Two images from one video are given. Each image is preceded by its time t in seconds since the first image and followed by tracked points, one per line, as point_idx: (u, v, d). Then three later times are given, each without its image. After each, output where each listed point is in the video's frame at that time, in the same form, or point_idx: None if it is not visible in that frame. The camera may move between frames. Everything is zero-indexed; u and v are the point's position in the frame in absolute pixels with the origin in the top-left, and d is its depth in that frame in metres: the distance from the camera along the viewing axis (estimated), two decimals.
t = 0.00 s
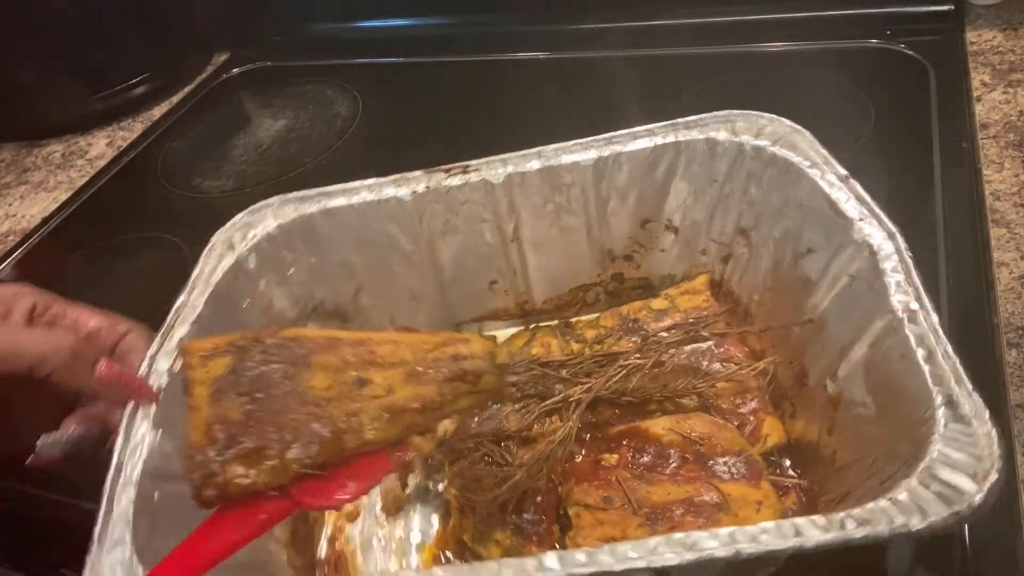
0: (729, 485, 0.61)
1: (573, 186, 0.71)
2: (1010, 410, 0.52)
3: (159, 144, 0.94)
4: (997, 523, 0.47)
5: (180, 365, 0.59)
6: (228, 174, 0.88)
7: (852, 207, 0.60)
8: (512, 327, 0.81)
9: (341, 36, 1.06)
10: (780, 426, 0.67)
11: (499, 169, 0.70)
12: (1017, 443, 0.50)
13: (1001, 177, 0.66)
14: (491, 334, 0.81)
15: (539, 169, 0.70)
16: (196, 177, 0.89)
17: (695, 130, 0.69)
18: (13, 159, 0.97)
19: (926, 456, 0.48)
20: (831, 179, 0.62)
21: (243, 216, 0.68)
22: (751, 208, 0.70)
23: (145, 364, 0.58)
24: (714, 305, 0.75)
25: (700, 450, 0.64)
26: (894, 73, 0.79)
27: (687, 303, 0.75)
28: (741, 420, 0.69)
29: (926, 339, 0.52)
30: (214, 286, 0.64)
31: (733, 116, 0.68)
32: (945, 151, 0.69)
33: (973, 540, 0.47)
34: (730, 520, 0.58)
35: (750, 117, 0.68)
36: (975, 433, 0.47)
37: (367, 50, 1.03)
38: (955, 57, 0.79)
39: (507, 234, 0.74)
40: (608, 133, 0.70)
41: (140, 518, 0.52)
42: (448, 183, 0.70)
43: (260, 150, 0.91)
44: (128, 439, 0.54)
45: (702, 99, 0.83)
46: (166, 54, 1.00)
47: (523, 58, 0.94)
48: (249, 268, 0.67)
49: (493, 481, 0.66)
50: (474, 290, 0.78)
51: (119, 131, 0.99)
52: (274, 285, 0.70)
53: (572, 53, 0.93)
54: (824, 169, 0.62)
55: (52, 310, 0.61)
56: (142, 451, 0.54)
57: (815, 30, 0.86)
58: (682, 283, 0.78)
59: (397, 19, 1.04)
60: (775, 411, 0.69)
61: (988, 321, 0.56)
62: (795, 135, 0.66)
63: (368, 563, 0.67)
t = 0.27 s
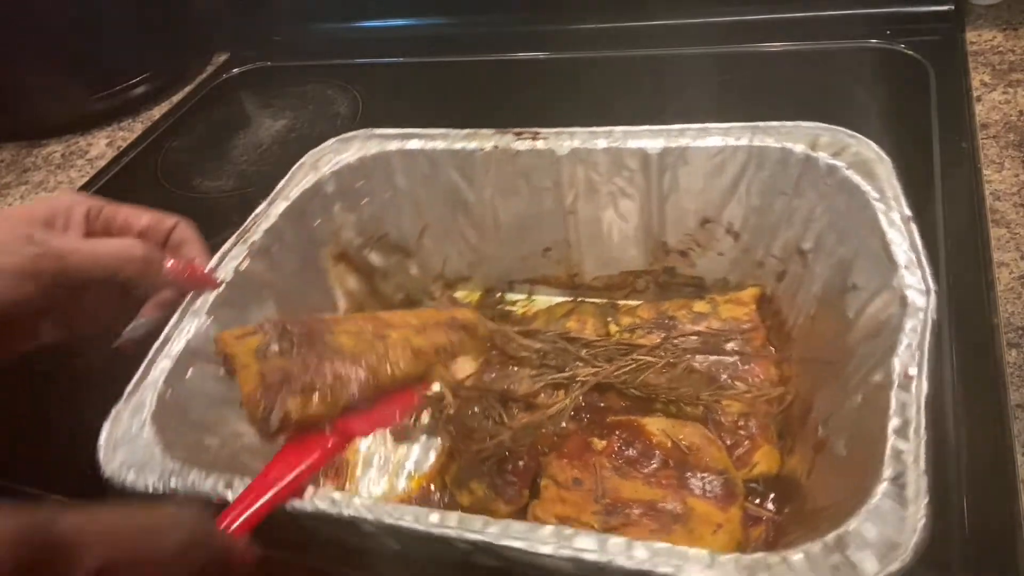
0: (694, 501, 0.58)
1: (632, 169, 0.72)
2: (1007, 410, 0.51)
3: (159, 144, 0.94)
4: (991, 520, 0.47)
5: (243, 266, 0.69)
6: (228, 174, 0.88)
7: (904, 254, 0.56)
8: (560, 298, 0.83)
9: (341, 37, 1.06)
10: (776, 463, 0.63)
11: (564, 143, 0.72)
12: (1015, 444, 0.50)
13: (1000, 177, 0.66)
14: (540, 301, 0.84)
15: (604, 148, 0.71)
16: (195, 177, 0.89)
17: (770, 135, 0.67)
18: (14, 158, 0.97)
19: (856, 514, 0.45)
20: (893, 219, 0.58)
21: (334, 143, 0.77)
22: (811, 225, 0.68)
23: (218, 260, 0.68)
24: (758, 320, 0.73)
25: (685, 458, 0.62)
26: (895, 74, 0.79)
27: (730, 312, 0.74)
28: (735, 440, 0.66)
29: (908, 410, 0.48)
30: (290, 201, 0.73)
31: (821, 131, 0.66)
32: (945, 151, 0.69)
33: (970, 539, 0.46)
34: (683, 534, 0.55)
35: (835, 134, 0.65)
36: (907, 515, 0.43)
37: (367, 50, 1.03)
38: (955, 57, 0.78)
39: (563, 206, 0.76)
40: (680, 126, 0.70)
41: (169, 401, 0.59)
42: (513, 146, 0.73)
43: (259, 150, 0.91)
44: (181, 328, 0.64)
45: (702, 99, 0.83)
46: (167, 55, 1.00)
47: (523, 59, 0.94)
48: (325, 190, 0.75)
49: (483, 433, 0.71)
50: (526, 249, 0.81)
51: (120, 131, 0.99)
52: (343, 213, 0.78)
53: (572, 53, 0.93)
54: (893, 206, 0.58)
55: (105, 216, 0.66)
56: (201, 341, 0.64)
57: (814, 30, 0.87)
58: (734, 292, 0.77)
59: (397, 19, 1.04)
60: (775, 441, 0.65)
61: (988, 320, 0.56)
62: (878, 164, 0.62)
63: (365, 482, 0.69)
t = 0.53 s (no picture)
0: (681, 500, 0.59)
1: (647, 169, 0.73)
2: (1006, 408, 0.52)
3: (159, 144, 0.94)
4: (988, 523, 0.47)
5: (268, 247, 0.72)
6: (228, 174, 0.88)
7: (909, 263, 0.54)
8: (575, 293, 0.84)
9: (342, 37, 1.07)
10: (770, 471, 0.62)
11: (582, 138, 0.73)
12: (1015, 443, 0.50)
13: (1001, 177, 0.66)
14: (557, 293, 0.84)
15: (620, 147, 0.72)
16: (195, 177, 0.89)
17: (787, 139, 0.67)
18: (12, 159, 0.97)
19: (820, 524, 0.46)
20: (903, 229, 0.56)
21: (362, 130, 0.79)
22: (826, 230, 0.66)
23: (244, 240, 0.71)
24: (769, 325, 0.72)
25: (678, 459, 0.63)
26: (894, 73, 0.79)
27: (741, 316, 0.73)
28: (729, 444, 0.64)
29: (888, 426, 0.47)
30: (317, 184, 0.76)
31: (840, 136, 0.65)
32: (944, 150, 0.70)
33: (969, 540, 0.47)
34: (666, 532, 0.56)
35: (855, 139, 0.64)
36: (869, 532, 0.43)
37: (368, 50, 1.03)
38: (955, 58, 0.78)
39: (579, 200, 0.77)
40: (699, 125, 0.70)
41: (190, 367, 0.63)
42: (531, 140, 0.74)
43: (259, 150, 0.91)
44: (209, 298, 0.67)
45: (702, 99, 0.83)
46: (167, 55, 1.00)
47: (523, 58, 0.94)
48: (348, 174, 0.78)
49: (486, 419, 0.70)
50: (544, 241, 0.81)
51: (119, 131, 0.98)
52: (369, 200, 0.81)
53: (574, 53, 0.93)
54: (904, 216, 0.56)
55: (131, 194, 0.68)
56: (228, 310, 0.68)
57: (814, 30, 0.87)
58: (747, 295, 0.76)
59: (397, 19, 1.04)
60: (775, 449, 0.63)
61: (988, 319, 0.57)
62: (895, 172, 0.60)
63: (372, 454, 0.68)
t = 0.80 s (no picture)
0: (682, 498, 0.59)
1: (648, 170, 0.73)
2: (1005, 410, 0.51)
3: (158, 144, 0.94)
4: (990, 521, 0.47)
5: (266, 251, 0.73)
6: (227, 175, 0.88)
7: (909, 258, 0.54)
8: (576, 294, 0.84)
9: (341, 37, 1.07)
10: (770, 468, 0.62)
11: (583, 138, 0.74)
12: (1015, 444, 0.50)
13: (1000, 177, 0.66)
14: (557, 294, 0.84)
15: (619, 147, 0.72)
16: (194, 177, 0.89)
17: (786, 138, 0.67)
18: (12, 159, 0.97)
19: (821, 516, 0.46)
20: (902, 225, 0.56)
21: (364, 132, 0.81)
22: (825, 229, 0.66)
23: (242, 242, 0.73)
24: (769, 324, 0.71)
25: (677, 458, 0.63)
26: (894, 73, 0.80)
27: (741, 315, 0.73)
28: (728, 443, 0.64)
29: (888, 419, 0.47)
30: (318, 185, 0.77)
31: (838, 136, 0.65)
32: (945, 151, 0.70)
33: (970, 539, 0.47)
34: (666, 529, 0.57)
35: (853, 139, 0.64)
36: (869, 524, 0.43)
37: (368, 50, 1.03)
38: (955, 59, 0.78)
39: (580, 199, 0.77)
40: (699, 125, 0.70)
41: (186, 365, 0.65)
42: (532, 141, 0.75)
43: (259, 150, 0.91)
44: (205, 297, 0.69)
45: (700, 99, 0.83)
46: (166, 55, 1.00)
47: (523, 58, 0.94)
48: (349, 176, 0.80)
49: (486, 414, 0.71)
50: (544, 242, 0.82)
51: (119, 131, 0.99)
52: (371, 201, 0.82)
53: (573, 53, 0.93)
54: (902, 212, 0.57)
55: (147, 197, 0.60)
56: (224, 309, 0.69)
57: (813, 29, 0.87)
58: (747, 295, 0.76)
59: (397, 19, 1.04)
60: (775, 447, 0.63)
61: (987, 322, 0.56)
62: (893, 170, 0.60)
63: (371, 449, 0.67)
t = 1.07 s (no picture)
0: (677, 501, 0.59)
1: (651, 169, 0.73)
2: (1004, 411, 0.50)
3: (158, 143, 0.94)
4: (985, 523, 0.47)
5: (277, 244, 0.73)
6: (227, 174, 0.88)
7: (911, 269, 0.54)
8: (578, 292, 0.84)
9: (342, 37, 1.07)
10: (766, 471, 0.62)
11: (587, 138, 0.73)
12: (1015, 446, 0.48)
13: (1001, 177, 0.64)
14: (559, 292, 0.84)
15: (625, 146, 0.72)
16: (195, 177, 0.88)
17: (791, 141, 0.67)
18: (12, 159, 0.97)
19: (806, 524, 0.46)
20: (904, 231, 0.56)
21: (371, 126, 0.80)
22: (829, 233, 0.66)
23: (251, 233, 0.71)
24: (770, 327, 0.71)
25: (673, 458, 0.63)
26: (894, 73, 0.80)
27: (742, 317, 0.73)
28: (726, 445, 0.64)
29: (880, 429, 0.47)
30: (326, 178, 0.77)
31: (844, 139, 0.65)
32: (946, 151, 0.70)
33: (967, 542, 0.47)
34: (661, 532, 0.57)
35: (859, 143, 0.64)
36: (855, 533, 0.43)
37: (368, 50, 1.03)
38: (956, 61, 0.78)
39: (583, 198, 0.77)
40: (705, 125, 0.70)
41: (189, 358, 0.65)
42: (537, 138, 0.74)
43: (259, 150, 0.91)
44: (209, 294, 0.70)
45: (701, 100, 0.83)
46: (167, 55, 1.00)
47: (523, 58, 0.94)
48: (357, 169, 0.79)
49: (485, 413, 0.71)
50: (548, 241, 0.82)
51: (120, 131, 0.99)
52: (376, 195, 0.82)
53: (573, 53, 0.93)
54: (906, 218, 0.57)
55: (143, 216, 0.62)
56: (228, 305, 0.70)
57: (814, 29, 0.87)
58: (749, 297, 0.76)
59: (397, 18, 1.04)
60: (771, 451, 0.63)
61: (988, 322, 0.56)
62: (899, 175, 0.60)
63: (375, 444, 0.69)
